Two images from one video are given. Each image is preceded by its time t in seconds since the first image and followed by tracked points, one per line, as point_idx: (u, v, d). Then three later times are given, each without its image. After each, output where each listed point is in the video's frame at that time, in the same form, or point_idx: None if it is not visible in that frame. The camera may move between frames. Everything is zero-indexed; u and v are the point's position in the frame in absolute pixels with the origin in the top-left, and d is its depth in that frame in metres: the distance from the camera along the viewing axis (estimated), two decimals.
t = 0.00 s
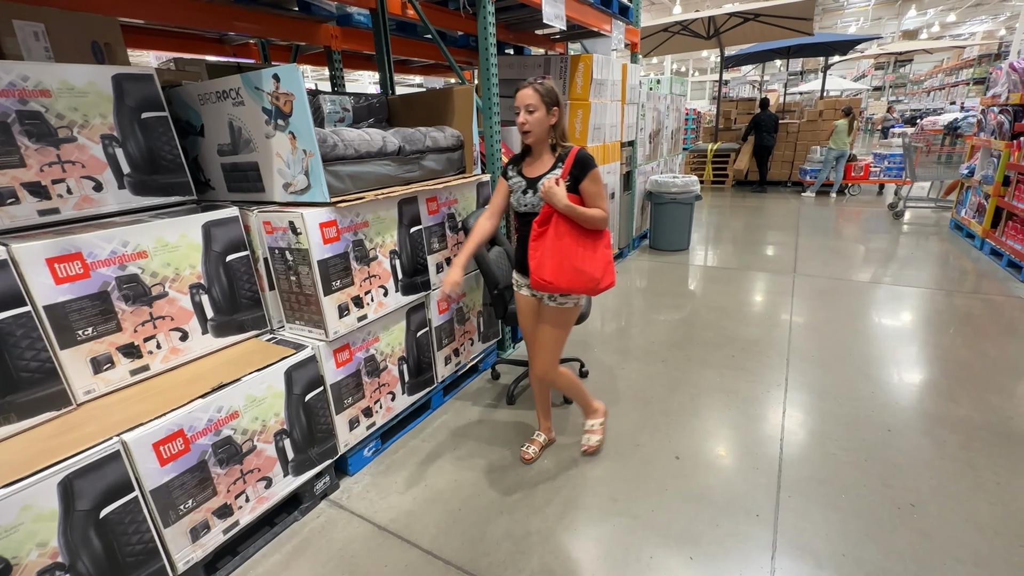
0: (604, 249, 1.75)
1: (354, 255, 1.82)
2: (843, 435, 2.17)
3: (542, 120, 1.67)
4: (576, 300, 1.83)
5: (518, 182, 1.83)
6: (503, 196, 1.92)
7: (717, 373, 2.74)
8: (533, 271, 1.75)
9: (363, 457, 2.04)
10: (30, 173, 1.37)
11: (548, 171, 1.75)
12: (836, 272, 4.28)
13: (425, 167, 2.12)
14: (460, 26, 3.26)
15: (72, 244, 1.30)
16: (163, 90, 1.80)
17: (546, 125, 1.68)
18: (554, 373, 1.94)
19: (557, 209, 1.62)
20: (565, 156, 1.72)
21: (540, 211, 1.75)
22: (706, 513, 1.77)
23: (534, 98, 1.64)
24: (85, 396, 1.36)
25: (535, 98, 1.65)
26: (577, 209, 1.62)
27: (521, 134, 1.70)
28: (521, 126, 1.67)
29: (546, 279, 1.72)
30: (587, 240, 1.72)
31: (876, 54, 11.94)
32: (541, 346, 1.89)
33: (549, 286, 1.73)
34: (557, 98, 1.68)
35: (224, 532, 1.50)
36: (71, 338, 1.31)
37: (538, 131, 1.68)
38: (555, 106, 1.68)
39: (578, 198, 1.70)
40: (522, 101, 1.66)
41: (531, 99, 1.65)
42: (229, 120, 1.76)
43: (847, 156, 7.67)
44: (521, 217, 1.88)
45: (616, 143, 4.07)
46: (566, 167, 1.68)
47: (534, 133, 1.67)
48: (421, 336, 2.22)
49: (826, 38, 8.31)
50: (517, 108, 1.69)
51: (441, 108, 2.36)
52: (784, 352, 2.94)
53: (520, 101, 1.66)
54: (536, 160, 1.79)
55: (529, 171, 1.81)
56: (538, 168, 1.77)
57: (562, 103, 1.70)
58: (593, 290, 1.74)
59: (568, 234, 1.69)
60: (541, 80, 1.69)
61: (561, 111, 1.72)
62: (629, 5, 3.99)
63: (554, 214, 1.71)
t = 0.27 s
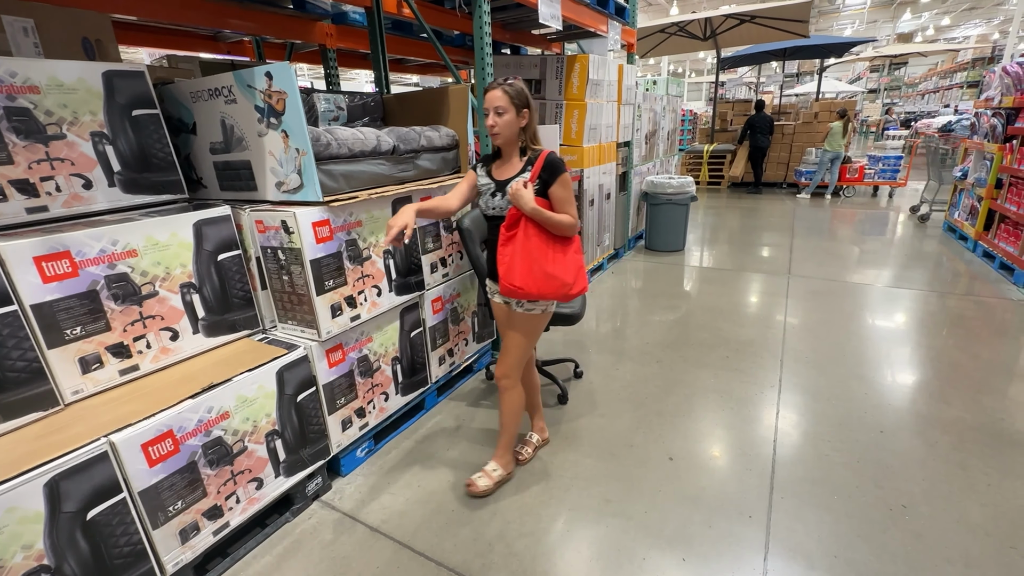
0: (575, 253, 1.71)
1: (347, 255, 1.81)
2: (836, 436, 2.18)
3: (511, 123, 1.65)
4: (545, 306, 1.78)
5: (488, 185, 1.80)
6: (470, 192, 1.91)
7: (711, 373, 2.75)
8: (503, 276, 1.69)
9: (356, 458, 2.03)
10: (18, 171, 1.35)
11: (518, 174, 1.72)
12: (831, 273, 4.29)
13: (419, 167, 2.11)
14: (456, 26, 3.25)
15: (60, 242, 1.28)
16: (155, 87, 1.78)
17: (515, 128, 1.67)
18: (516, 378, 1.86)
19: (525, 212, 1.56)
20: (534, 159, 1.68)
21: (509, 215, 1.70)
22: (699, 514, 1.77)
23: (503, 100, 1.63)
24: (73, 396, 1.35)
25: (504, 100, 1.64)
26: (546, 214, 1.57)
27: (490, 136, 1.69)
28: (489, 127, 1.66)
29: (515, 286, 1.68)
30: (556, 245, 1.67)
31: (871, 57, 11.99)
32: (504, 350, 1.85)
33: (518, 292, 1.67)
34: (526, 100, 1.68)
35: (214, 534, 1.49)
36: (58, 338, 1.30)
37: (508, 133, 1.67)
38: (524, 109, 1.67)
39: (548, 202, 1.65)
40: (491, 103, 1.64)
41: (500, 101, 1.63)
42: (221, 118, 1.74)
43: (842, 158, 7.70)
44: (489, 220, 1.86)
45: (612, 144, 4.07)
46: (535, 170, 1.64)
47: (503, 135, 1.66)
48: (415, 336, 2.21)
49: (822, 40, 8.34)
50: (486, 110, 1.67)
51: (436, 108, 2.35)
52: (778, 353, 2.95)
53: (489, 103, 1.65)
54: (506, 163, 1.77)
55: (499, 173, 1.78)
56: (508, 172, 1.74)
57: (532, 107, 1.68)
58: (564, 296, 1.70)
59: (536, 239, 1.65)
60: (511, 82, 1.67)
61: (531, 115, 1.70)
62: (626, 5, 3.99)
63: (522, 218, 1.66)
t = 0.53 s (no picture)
0: (543, 271, 1.68)
1: (345, 255, 1.81)
2: (834, 441, 2.18)
3: (474, 131, 1.58)
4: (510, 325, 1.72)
5: (451, 197, 1.71)
6: (436, 207, 1.77)
7: (709, 377, 2.74)
8: (466, 299, 1.65)
9: (353, 459, 2.03)
10: (16, 169, 1.35)
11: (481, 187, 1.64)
12: (830, 278, 4.29)
13: (419, 168, 2.11)
14: (458, 27, 3.25)
15: (58, 241, 1.28)
16: (155, 86, 1.78)
17: (479, 137, 1.60)
18: (486, 395, 1.82)
19: (488, 229, 1.49)
20: (500, 172, 1.61)
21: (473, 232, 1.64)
22: (696, 519, 1.77)
23: (466, 107, 1.56)
24: (69, 395, 1.35)
25: (466, 107, 1.56)
26: (511, 231, 1.51)
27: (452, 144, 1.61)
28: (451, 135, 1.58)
29: (478, 308, 1.63)
30: (523, 263, 1.63)
31: (873, 62, 12.00)
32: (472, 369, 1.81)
33: (482, 315, 1.63)
34: (491, 108, 1.61)
35: (208, 534, 1.48)
36: (55, 336, 1.30)
37: (471, 142, 1.59)
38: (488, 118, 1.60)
39: (514, 218, 1.61)
40: (453, 109, 1.57)
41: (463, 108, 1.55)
42: (221, 118, 1.74)
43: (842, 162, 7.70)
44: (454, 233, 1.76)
45: (612, 146, 4.07)
46: (501, 184, 1.57)
47: (466, 143, 1.58)
48: (413, 337, 2.21)
49: (824, 44, 8.34)
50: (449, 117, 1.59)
51: (437, 109, 2.36)
52: (777, 357, 2.94)
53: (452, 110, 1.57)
54: (470, 174, 1.69)
55: (463, 185, 1.69)
56: (472, 183, 1.67)
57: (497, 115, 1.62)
58: (532, 315, 1.66)
59: (501, 258, 1.60)
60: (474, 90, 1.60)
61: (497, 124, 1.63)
62: (627, 8, 3.99)
63: (486, 235, 1.61)
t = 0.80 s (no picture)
0: (512, 279, 1.58)
1: (351, 255, 1.82)
2: (839, 447, 2.16)
3: (437, 127, 1.48)
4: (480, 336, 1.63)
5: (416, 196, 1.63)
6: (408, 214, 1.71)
7: (714, 382, 2.73)
8: (428, 310, 1.58)
9: (356, 458, 2.04)
10: (29, 166, 1.37)
11: (445, 188, 1.55)
12: (837, 283, 4.27)
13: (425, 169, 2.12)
14: (466, 29, 3.27)
15: (68, 237, 1.29)
16: (165, 85, 1.80)
17: (442, 133, 1.50)
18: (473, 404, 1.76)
19: (447, 233, 1.43)
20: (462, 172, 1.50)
21: (435, 239, 1.57)
22: (698, 524, 1.76)
23: (429, 102, 1.45)
24: (76, 390, 1.36)
25: (429, 102, 1.46)
26: (471, 235, 1.43)
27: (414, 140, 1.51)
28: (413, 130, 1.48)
29: (439, 319, 1.55)
30: (488, 271, 1.54)
31: (882, 66, 11.92)
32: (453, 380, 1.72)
33: (443, 326, 1.55)
34: (456, 103, 1.49)
35: (212, 531, 1.49)
36: (64, 332, 1.31)
37: (433, 139, 1.49)
38: (453, 113, 1.49)
39: (478, 222, 1.51)
40: (416, 104, 1.47)
41: (426, 102, 1.45)
42: (230, 117, 1.76)
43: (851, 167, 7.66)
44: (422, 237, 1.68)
45: (619, 149, 4.06)
46: (461, 186, 1.47)
47: (427, 140, 1.49)
48: (417, 338, 2.22)
49: (833, 49, 8.29)
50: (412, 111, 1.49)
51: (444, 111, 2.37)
52: (782, 362, 2.93)
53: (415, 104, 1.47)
54: (437, 173, 1.60)
55: (429, 186, 1.61)
56: (436, 183, 1.57)
57: (465, 111, 1.51)
58: (498, 326, 1.56)
59: (464, 266, 1.52)
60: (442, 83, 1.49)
61: (465, 120, 1.52)
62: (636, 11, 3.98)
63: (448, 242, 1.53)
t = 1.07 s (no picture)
0: (488, 288, 1.51)
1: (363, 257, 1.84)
2: (848, 459, 2.14)
3: (403, 134, 1.39)
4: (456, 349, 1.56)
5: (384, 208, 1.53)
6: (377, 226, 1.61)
7: (722, 389, 2.72)
8: (398, 325, 1.49)
9: (363, 458, 2.05)
10: (52, 165, 1.40)
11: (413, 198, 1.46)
12: (849, 293, 4.23)
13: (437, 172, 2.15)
14: (479, 34, 3.29)
15: (88, 235, 1.33)
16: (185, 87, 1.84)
17: (409, 141, 1.41)
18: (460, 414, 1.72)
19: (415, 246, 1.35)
20: (429, 181, 1.41)
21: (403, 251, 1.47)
22: (704, 532, 1.75)
23: (394, 108, 1.36)
24: (93, 384, 1.39)
25: (395, 108, 1.37)
26: (441, 247, 1.35)
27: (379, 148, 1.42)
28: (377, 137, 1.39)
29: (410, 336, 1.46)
30: (461, 283, 1.46)
31: (897, 75, 11.81)
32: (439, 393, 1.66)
33: (414, 343, 1.46)
34: (425, 109, 1.40)
35: (221, 526, 1.51)
36: (82, 327, 1.34)
37: (399, 147, 1.40)
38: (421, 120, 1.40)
39: (449, 232, 1.42)
40: (381, 110, 1.37)
41: (392, 108, 1.36)
42: (247, 119, 1.79)
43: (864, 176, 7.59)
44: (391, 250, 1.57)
45: (630, 155, 4.07)
46: (429, 196, 1.38)
47: (393, 148, 1.39)
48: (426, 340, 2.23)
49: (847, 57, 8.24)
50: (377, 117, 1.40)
51: (456, 115, 2.40)
52: (791, 371, 2.90)
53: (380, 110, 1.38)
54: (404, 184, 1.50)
55: (397, 197, 1.50)
56: (404, 194, 1.48)
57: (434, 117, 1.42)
58: (473, 340, 1.49)
59: (435, 279, 1.44)
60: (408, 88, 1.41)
61: (433, 127, 1.44)
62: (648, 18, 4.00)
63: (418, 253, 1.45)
